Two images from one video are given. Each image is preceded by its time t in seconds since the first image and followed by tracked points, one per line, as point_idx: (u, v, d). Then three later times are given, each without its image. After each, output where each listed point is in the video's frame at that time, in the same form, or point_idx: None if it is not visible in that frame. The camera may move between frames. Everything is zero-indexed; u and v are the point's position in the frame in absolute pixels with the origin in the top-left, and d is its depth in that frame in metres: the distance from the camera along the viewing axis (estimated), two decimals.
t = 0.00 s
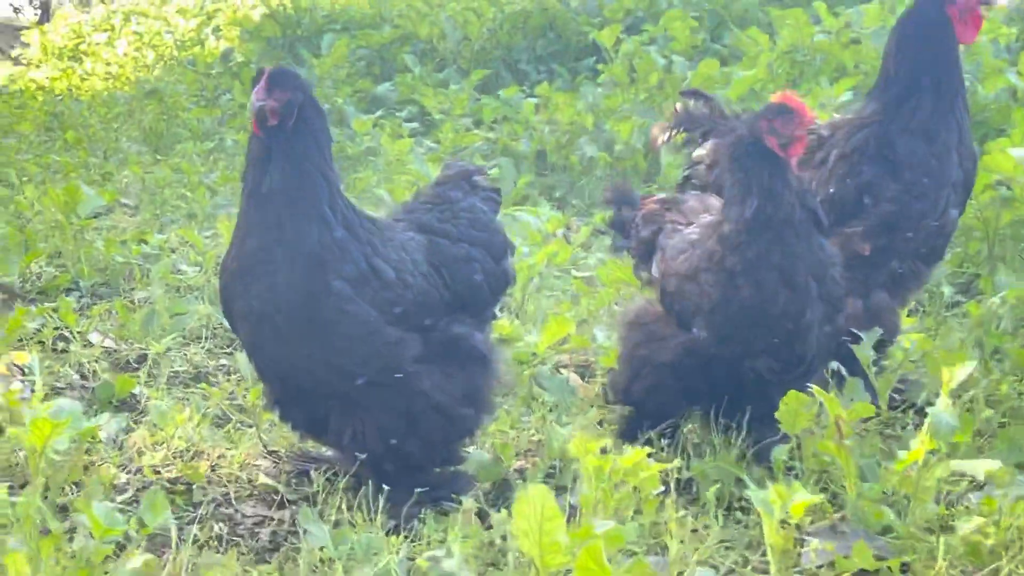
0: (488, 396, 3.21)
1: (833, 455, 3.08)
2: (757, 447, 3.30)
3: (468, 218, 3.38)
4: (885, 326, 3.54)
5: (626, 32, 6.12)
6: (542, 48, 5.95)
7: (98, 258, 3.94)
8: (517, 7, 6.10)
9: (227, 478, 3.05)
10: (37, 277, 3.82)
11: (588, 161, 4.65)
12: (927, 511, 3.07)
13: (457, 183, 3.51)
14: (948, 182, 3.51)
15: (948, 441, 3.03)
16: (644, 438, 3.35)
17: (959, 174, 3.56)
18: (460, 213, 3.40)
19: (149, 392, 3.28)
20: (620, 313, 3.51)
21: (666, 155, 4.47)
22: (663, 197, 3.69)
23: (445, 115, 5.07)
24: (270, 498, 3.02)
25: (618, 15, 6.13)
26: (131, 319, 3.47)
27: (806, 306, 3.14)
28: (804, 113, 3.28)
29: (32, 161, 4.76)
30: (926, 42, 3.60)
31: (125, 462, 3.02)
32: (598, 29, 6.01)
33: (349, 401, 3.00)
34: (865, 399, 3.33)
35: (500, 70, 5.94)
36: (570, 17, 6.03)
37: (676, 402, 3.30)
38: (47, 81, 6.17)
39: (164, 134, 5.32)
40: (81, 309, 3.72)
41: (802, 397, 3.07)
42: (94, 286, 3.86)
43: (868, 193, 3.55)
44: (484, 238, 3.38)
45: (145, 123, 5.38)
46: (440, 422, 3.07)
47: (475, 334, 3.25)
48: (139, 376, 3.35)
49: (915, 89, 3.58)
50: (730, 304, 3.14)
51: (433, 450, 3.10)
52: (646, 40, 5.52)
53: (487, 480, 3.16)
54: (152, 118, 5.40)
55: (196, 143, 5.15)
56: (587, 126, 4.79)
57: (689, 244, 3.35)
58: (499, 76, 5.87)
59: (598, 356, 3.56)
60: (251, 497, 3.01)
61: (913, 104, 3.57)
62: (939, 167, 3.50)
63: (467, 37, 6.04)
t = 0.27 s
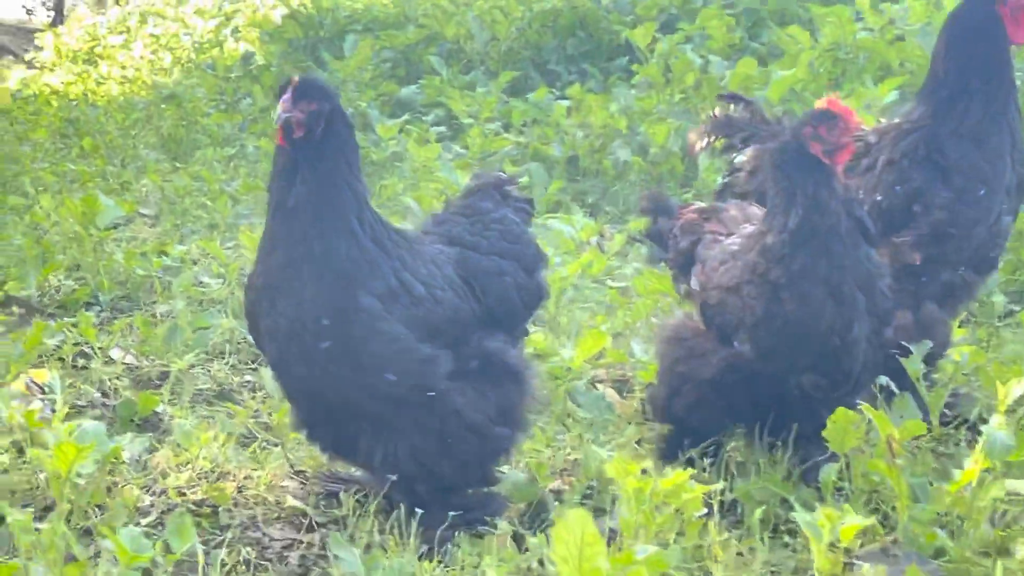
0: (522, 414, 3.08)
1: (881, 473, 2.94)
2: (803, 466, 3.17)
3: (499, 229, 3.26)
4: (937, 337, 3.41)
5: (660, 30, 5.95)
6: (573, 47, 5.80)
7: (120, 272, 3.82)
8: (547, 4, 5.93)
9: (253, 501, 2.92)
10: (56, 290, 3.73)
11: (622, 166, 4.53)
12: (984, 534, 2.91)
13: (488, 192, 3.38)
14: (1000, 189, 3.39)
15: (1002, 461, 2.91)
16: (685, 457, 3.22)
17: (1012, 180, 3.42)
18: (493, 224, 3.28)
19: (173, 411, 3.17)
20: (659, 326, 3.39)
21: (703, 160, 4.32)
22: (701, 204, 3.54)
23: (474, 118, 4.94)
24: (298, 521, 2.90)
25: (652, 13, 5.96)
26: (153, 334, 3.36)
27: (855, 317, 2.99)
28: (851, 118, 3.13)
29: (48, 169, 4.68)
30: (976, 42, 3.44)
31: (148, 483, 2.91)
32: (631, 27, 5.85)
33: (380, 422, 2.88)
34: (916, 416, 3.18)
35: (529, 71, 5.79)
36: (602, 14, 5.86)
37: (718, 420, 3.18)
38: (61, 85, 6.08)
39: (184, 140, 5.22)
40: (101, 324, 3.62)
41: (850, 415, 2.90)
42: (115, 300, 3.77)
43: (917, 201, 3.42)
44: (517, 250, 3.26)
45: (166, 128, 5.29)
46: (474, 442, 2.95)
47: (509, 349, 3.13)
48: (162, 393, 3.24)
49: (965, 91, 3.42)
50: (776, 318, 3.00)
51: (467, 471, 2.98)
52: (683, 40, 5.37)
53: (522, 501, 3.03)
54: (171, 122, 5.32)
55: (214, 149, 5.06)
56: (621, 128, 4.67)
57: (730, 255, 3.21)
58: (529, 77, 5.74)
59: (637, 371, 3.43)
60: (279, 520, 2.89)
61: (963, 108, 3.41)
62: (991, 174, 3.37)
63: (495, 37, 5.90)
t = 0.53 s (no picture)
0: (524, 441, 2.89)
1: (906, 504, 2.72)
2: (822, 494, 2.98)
3: (497, 242, 3.10)
4: (963, 356, 3.20)
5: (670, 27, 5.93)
6: (579, 46, 5.64)
7: (94, 286, 3.67)
8: (553, 1, 5.87)
9: (237, 534, 2.74)
10: (28, 309, 3.56)
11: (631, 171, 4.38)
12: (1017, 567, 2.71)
13: (483, 203, 3.21)
14: None
15: None
16: (697, 485, 3.03)
17: None
18: (489, 237, 3.11)
19: (152, 438, 2.99)
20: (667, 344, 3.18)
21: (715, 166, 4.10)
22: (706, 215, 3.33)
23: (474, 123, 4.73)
24: (283, 556, 2.72)
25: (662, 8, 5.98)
26: (130, 355, 3.19)
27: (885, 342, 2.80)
28: (893, 280, 2.77)
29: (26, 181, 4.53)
30: (1012, 61, 3.34)
31: (125, 516, 2.73)
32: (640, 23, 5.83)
33: (371, 451, 2.69)
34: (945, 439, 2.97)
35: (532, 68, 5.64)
36: (610, 11, 5.80)
37: (731, 446, 2.98)
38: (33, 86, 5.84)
39: (168, 149, 5.06)
40: (77, 345, 3.48)
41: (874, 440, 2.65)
42: (91, 318, 3.64)
43: (942, 212, 3.23)
44: (515, 266, 3.10)
45: (153, 136, 5.09)
46: (472, 472, 2.75)
47: (508, 372, 2.94)
48: (139, 420, 3.07)
49: (998, 107, 3.31)
50: (796, 341, 2.80)
51: (464, 503, 2.78)
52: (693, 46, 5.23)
53: (522, 534, 2.84)
54: (154, 129, 5.15)
55: (200, 158, 4.92)
56: (630, 133, 4.52)
57: (742, 267, 2.97)
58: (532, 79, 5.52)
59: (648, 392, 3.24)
60: (263, 555, 2.71)
61: (996, 122, 3.29)
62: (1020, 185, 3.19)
63: (497, 36, 5.71)
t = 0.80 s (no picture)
0: (444, 473, 2.75)
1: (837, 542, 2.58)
2: (756, 527, 2.79)
3: (414, 262, 3.01)
4: (911, 383, 3.02)
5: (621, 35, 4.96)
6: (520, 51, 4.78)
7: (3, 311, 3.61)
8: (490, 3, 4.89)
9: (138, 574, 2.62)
10: None
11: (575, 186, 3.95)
12: None
13: (401, 226, 3.11)
14: (982, 216, 3.07)
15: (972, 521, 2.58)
16: (624, 520, 2.85)
17: (996, 211, 3.10)
18: (407, 261, 3.02)
19: (54, 473, 2.91)
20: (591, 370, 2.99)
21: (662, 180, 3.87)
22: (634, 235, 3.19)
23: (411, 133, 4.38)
24: None
25: (613, 13, 4.96)
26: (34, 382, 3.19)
27: (815, 379, 2.64)
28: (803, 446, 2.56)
29: None
30: (970, 77, 3.14)
31: (18, 554, 2.61)
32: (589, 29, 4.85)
33: (280, 485, 2.55)
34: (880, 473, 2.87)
35: (473, 80, 4.78)
36: (555, 14, 4.84)
37: (657, 478, 2.81)
38: None
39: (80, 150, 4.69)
40: None
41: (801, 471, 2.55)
42: None
43: (893, 230, 3.08)
44: (433, 288, 3.00)
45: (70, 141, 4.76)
46: (387, 506, 2.61)
47: (427, 400, 2.81)
48: (41, 451, 3.05)
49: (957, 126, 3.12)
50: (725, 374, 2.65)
51: (377, 539, 2.64)
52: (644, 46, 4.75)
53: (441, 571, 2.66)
54: (67, 131, 4.81)
55: (117, 163, 4.62)
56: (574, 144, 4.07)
57: (669, 293, 2.84)
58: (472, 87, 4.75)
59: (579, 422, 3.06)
60: None
61: (953, 143, 3.11)
62: (973, 205, 3.06)
63: (435, 40, 4.87)
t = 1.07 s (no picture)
0: (290, 499, 2.72)
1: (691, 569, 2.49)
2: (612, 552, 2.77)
3: (258, 286, 2.95)
4: (771, 406, 3.02)
5: (503, 51, 4.78)
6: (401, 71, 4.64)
7: None
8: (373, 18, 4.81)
9: None
10: None
11: (452, 206, 3.69)
12: None
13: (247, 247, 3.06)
14: (846, 237, 3.03)
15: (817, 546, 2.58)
16: (480, 547, 2.82)
17: (860, 231, 3.08)
18: (253, 284, 2.96)
19: None
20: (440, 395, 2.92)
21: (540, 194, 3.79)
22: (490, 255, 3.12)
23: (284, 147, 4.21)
24: None
25: (493, 27, 4.77)
26: None
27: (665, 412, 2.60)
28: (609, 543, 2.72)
29: None
30: (816, 91, 3.12)
31: None
32: (470, 45, 4.71)
33: (114, 518, 2.47)
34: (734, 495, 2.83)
35: (353, 94, 4.66)
36: (436, 28, 4.73)
37: (510, 502, 2.80)
38: None
39: None
40: None
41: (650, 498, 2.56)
42: None
43: (756, 249, 3.03)
44: (278, 312, 2.94)
45: None
46: (228, 536, 2.58)
47: (272, 427, 2.77)
48: None
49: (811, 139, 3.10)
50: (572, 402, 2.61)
51: (220, 569, 2.61)
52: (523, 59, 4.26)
53: None
54: None
55: None
56: (451, 161, 3.79)
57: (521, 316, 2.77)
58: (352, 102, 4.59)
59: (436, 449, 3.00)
60: None
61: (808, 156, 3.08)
62: (837, 224, 3.02)
63: (316, 55, 4.76)
